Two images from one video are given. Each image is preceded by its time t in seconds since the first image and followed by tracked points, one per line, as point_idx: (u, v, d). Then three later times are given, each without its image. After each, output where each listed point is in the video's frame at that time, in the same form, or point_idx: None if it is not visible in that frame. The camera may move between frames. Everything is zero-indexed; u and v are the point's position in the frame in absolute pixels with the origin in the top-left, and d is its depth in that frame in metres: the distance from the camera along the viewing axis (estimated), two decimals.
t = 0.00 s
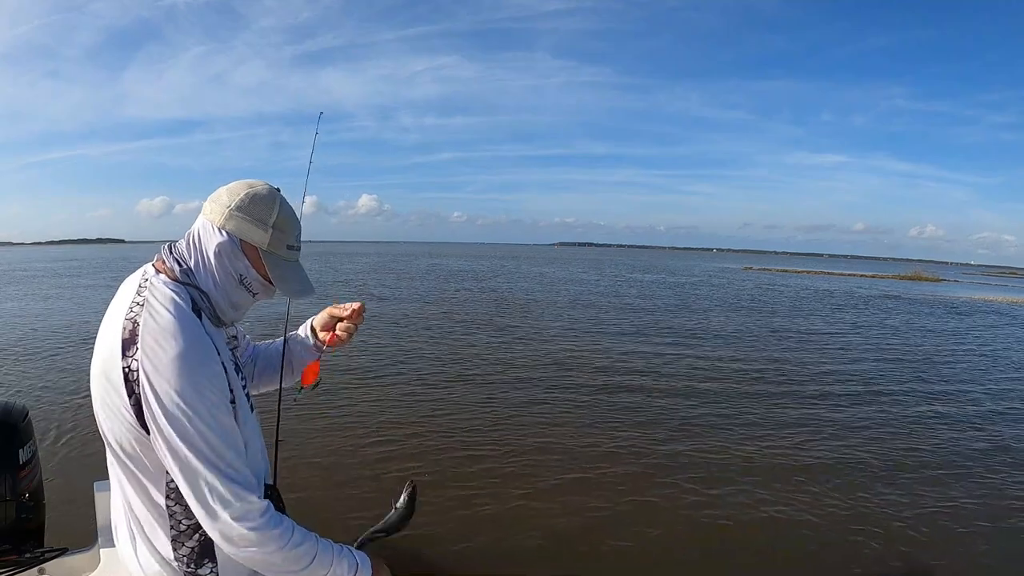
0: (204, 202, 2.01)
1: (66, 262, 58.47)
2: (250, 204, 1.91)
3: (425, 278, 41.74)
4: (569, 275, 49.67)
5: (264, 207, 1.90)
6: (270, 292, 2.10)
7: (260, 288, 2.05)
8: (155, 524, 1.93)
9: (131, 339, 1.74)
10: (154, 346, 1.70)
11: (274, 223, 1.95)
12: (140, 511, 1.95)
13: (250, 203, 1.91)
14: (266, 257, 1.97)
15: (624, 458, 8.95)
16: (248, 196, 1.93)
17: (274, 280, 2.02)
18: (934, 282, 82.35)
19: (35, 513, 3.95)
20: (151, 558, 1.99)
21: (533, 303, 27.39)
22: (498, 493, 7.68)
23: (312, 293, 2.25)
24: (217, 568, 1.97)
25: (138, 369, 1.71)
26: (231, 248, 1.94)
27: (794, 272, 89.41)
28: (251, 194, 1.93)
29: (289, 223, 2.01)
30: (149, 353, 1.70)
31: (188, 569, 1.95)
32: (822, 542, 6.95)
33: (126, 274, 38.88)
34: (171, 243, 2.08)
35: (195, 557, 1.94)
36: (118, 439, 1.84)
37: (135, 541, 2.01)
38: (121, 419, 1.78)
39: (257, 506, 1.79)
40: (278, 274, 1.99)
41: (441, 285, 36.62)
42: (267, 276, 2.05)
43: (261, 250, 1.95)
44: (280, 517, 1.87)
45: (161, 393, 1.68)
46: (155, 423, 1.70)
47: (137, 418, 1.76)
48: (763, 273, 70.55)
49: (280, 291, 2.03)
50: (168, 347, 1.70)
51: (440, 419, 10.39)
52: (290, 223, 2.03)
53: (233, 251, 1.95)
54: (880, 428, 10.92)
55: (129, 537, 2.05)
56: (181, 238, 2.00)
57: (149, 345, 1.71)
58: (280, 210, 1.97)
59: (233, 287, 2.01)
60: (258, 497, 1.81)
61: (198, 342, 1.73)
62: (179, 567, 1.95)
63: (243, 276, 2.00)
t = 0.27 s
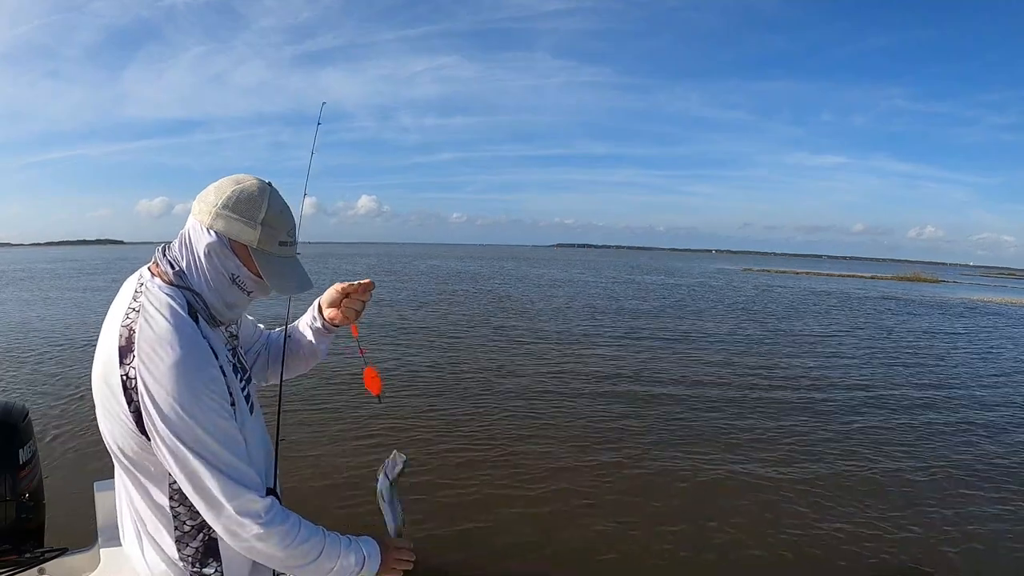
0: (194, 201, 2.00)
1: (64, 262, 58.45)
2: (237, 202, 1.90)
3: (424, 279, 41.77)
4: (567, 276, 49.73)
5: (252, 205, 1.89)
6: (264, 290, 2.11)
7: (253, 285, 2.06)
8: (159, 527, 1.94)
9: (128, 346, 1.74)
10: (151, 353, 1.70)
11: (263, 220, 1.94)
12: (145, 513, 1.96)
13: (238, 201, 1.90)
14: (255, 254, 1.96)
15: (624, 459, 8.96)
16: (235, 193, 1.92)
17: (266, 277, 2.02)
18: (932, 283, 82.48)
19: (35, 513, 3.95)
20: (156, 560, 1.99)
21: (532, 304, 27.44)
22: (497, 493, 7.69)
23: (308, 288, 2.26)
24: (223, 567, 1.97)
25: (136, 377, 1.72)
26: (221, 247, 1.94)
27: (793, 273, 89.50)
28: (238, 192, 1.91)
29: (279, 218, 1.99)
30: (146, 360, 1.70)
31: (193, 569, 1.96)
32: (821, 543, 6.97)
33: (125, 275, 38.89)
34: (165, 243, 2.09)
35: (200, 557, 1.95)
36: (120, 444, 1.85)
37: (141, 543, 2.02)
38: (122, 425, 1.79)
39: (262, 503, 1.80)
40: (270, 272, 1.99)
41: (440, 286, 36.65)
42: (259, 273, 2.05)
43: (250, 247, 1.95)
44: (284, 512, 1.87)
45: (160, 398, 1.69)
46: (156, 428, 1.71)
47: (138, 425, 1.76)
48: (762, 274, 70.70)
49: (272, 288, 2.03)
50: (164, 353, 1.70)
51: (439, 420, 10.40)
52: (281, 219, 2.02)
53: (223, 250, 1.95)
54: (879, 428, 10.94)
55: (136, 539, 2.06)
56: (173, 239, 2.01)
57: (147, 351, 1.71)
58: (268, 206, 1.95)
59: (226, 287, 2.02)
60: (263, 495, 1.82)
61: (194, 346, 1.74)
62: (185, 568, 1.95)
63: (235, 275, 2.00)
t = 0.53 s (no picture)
0: (188, 203, 2.00)
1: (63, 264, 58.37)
2: (229, 200, 1.89)
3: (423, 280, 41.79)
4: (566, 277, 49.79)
5: (245, 204, 1.88)
6: (262, 289, 2.10)
7: (250, 285, 2.05)
8: (165, 529, 1.93)
9: (128, 351, 1.73)
10: (152, 358, 1.70)
11: (257, 218, 1.93)
12: (149, 516, 1.96)
13: (231, 200, 1.89)
14: (250, 253, 1.95)
15: (624, 460, 8.96)
16: (228, 192, 1.91)
17: (261, 275, 2.01)
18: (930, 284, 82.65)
19: (35, 513, 3.94)
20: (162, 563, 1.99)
21: (532, 306, 27.46)
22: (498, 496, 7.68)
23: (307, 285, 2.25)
24: (228, 565, 1.98)
25: (137, 382, 1.71)
26: (215, 248, 1.93)
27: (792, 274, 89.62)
28: (230, 190, 1.90)
29: (272, 216, 1.98)
30: (146, 365, 1.69)
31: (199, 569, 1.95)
32: (821, 544, 6.97)
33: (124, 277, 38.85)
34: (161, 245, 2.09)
35: (206, 556, 1.95)
36: (123, 449, 1.84)
37: (146, 546, 2.01)
38: (125, 429, 1.78)
39: (268, 502, 1.79)
40: (265, 270, 1.98)
41: (439, 288, 36.67)
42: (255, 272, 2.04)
43: (245, 246, 1.94)
44: (289, 509, 1.87)
45: (162, 402, 1.68)
46: (159, 431, 1.70)
47: (141, 429, 1.75)
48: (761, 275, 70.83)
49: (268, 286, 2.02)
50: (166, 356, 1.70)
51: (439, 421, 10.40)
52: (276, 217, 2.01)
53: (218, 251, 1.94)
54: (878, 428, 10.96)
55: (140, 543, 2.06)
56: (169, 240, 2.01)
57: (147, 356, 1.70)
58: (261, 204, 1.94)
59: (222, 287, 2.02)
60: (268, 494, 1.81)
61: (195, 349, 1.73)
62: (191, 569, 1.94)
63: (231, 274, 2.00)
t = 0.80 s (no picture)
0: (188, 203, 1.99)
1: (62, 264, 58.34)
2: (231, 201, 1.89)
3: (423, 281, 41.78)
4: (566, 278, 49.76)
5: (247, 204, 1.88)
6: (263, 289, 2.10)
7: (251, 285, 2.05)
8: (165, 531, 1.93)
9: (129, 354, 1.73)
10: (152, 360, 1.70)
11: (258, 218, 1.93)
12: (150, 518, 1.95)
13: (231, 201, 1.89)
14: (252, 253, 1.95)
15: (624, 461, 8.96)
16: (229, 192, 1.90)
17: (263, 275, 2.01)
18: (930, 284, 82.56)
19: (35, 513, 3.95)
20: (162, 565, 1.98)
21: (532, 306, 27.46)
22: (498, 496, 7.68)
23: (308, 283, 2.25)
24: (228, 567, 1.97)
25: (137, 385, 1.71)
26: (217, 248, 1.93)
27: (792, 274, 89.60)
28: (232, 191, 1.90)
29: (274, 216, 1.98)
30: (147, 368, 1.69)
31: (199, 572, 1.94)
32: (822, 544, 6.97)
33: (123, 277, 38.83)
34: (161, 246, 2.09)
35: (207, 559, 1.94)
36: (123, 451, 1.84)
37: (147, 549, 2.01)
38: (125, 432, 1.78)
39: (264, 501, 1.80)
40: (267, 270, 1.98)
41: (439, 288, 36.66)
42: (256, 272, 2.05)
43: (247, 246, 1.94)
44: (287, 509, 1.87)
45: (162, 405, 1.68)
46: (159, 434, 1.70)
47: (141, 432, 1.76)
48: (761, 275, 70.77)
49: (269, 286, 2.02)
50: (166, 359, 1.70)
51: (439, 421, 10.39)
52: (277, 217, 2.01)
53: (220, 252, 1.94)
54: (879, 429, 10.96)
55: (141, 545, 2.05)
56: (169, 241, 2.01)
57: (147, 359, 1.70)
58: (263, 204, 1.94)
59: (223, 287, 2.02)
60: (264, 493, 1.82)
61: (194, 351, 1.73)
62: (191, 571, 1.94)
63: (232, 275, 2.00)
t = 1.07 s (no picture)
0: (188, 203, 1.98)
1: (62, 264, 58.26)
2: (233, 202, 1.89)
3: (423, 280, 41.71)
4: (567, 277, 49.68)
5: (250, 206, 1.88)
6: (265, 289, 2.11)
7: (253, 285, 2.06)
8: (166, 532, 1.93)
9: (130, 355, 1.73)
10: (154, 361, 1.70)
11: (262, 220, 1.94)
12: (150, 520, 1.95)
13: (233, 202, 1.88)
14: (256, 254, 1.96)
15: (624, 460, 8.94)
16: (231, 193, 1.90)
17: (266, 276, 2.02)
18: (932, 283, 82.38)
19: (35, 513, 3.94)
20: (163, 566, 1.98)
21: (532, 305, 27.42)
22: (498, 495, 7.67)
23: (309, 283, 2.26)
24: (230, 565, 1.98)
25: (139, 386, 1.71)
26: (220, 250, 1.93)
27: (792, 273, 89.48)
28: (235, 191, 1.90)
29: (277, 217, 1.99)
30: (148, 369, 1.69)
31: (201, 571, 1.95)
32: (822, 542, 6.95)
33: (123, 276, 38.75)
34: (160, 246, 2.08)
35: (208, 558, 1.95)
36: (124, 453, 1.83)
37: (148, 550, 2.00)
38: (126, 433, 1.78)
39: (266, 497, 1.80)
40: (271, 271, 1.99)
41: (440, 287, 36.60)
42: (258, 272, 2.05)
43: (250, 248, 1.94)
44: (289, 504, 1.88)
45: (165, 406, 1.68)
46: (161, 433, 1.70)
47: (143, 433, 1.75)
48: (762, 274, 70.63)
49: (272, 286, 2.03)
50: (167, 359, 1.69)
51: (439, 421, 10.38)
52: (279, 217, 2.01)
53: (222, 253, 1.94)
54: (879, 427, 10.94)
55: (141, 546, 2.05)
56: (169, 242, 2.00)
57: (149, 360, 1.70)
58: (266, 206, 1.94)
59: (225, 288, 2.02)
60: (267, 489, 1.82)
61: (196, 352, 1.73)
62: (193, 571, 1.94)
63: (235, 276, 2.01)
